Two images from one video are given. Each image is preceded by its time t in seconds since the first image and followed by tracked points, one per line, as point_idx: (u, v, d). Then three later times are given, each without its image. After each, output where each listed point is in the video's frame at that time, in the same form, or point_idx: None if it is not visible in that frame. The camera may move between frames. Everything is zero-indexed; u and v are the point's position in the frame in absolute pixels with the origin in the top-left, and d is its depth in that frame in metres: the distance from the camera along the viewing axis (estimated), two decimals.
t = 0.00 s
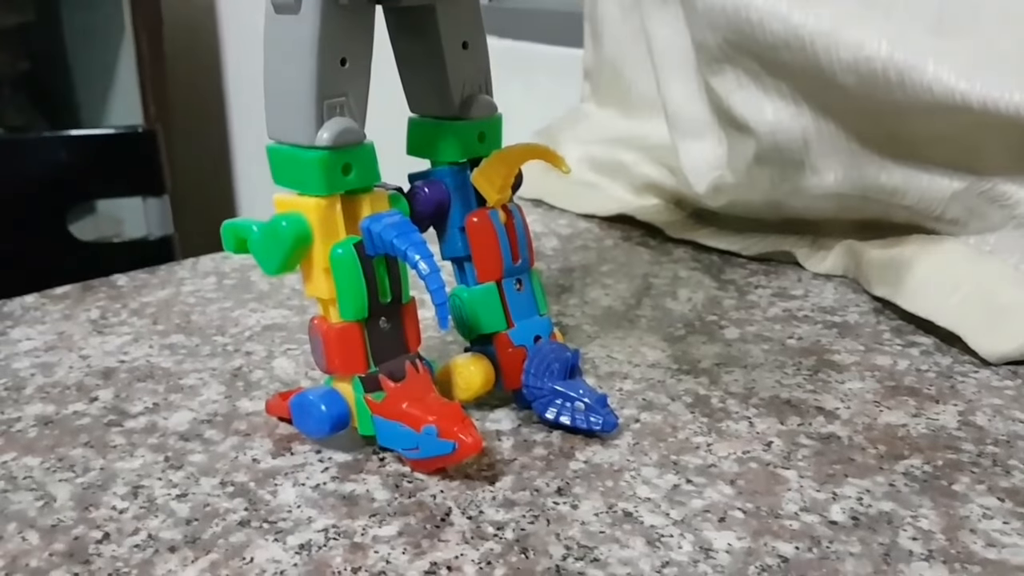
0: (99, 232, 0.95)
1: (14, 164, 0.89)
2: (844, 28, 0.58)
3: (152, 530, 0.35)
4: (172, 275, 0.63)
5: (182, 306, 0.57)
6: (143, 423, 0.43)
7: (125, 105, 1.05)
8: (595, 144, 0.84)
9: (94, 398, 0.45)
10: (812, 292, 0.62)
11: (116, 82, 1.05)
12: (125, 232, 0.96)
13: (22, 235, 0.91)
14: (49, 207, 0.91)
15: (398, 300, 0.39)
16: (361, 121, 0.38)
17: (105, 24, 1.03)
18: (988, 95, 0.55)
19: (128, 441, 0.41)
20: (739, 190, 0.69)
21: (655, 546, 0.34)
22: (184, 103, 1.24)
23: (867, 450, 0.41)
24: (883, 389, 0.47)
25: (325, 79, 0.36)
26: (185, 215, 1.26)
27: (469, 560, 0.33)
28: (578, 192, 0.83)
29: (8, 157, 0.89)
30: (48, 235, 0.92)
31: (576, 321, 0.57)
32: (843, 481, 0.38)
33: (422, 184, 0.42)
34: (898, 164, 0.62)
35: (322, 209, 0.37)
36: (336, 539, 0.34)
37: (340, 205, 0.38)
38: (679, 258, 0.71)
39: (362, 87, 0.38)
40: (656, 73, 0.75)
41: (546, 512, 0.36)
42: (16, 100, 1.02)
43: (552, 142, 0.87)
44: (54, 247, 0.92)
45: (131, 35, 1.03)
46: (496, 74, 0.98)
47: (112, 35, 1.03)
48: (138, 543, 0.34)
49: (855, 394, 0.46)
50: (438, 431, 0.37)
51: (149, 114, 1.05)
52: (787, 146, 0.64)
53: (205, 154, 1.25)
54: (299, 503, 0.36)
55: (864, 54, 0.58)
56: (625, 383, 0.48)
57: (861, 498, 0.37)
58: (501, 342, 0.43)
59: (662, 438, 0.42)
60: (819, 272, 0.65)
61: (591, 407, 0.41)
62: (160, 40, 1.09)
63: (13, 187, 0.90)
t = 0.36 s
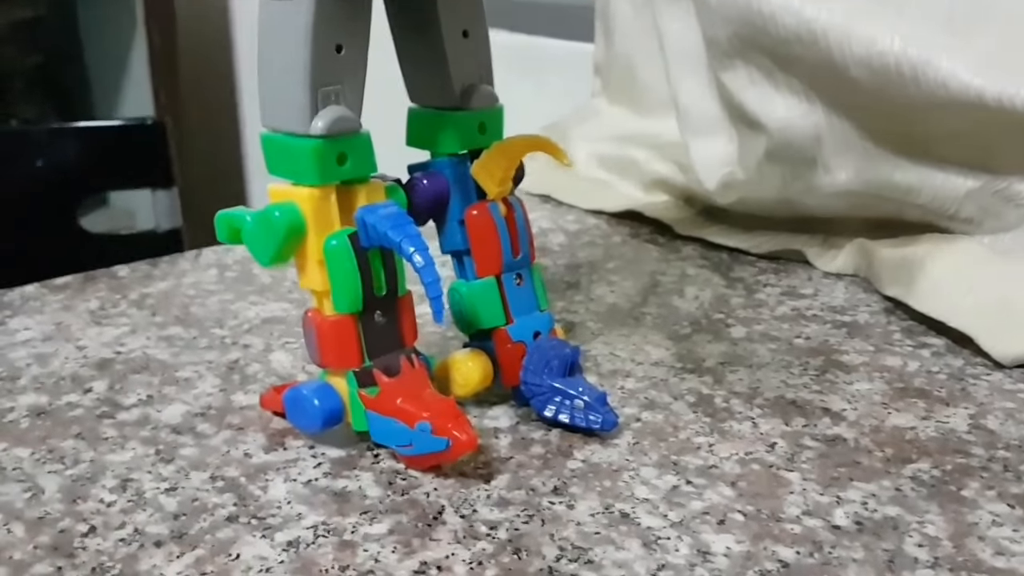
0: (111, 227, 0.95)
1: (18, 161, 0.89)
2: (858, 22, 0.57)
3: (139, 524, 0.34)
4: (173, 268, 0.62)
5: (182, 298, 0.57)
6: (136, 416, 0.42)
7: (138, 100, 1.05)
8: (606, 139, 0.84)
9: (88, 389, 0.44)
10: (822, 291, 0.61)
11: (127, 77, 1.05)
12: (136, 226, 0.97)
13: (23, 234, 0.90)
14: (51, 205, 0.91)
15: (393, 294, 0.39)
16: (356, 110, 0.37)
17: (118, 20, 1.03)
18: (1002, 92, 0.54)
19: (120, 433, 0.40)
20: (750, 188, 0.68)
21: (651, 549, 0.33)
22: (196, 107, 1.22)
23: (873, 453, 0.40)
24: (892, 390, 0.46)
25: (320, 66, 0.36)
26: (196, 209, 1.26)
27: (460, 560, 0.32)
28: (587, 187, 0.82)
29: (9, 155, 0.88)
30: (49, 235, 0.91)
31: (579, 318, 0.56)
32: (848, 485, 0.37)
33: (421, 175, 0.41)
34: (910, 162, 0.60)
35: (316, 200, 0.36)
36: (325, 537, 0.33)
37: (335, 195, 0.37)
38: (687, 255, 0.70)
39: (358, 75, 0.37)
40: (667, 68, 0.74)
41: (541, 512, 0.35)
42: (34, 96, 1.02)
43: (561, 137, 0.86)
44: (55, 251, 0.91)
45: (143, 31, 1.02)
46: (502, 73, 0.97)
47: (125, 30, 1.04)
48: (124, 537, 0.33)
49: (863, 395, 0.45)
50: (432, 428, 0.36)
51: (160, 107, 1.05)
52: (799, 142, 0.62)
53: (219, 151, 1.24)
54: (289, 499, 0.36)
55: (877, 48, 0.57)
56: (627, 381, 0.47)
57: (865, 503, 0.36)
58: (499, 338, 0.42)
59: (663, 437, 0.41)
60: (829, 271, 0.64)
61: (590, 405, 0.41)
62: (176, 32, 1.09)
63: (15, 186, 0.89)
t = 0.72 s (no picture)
0: (143, 218, 0.86)
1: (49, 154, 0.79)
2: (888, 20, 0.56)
3: (127, 531, 0.34)
4: (188, 266, 0.62)
5: (193, 297, 0.57)
6: (136, 418, 0.42)
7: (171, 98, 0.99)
8: (632, 136, 0.83)
9: (91, 389, 0.44)
10: (847, 298, 0.59)
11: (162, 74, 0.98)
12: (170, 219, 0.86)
13: (23, 234, 0.77)
14: (53, 202, 0.80)
15: (390, 300, 0.38)
16: (354, 111, 0.36)
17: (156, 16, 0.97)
18: None
19: (118, 436, 0.40)
20: (778, 189, 0.66)
21: (646, 570, 0.32)
22: (226, 107, 1.22)
23: (887, 471, 0.38)
24: (912, 405, 0.44)
25: (317, 67, 0.35)
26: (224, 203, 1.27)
27: None
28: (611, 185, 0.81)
29: (20, 150, 0.77)
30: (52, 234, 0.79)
31: (592, 323, 0.54)
32: (859, 505, 0.36)
33: (423, 177, 0.40)
34: (941, 166, 0.58)
35: (310, 203, 0.36)
36: (312, 549, 0.33)
37: (332, 198, 0.36)
38: (709, 258, 0.68)
39: (356, 76, 0.36)
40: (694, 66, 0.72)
41: (536, 527, 0.34)
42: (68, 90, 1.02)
43: (586, 134, 0.85)
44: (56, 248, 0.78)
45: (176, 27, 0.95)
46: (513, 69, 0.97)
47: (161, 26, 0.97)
48: (111, 544, 0.33)
49: (881, 410, 0.43)
50: (426, 438, 0.35)
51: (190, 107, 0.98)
52: (828, 143, 0.60)
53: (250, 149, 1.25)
54: (279, 509, 0.35)
55: (908, 48, 0.55)
56: (636, 391, 0.45)
57: (875, 525, 0.34)
58: (502, 344, 0.41)
59: (669, 451, 0.40)
60: (856, 276, 0.62)
61: (593, 416, 0.39)
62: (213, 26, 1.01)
63: (17, 180, 0.77)
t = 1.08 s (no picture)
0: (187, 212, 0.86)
1: (74, 146, 0.76)
2: (934, 11, 0.53)
3: (114, 533, 0.33)
4: (209, 260, 0.62)
5: (210, 293, 0.56)
6: (137, 415, 0.41)
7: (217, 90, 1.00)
8: (668, 132, 0.80)
9: (97, 385, 0.44)
10: (882, 304, 0.56)
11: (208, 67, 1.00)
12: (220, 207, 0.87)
13: (22, 234, 0.74)
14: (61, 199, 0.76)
15: (389, 301, 0.37)
16: (352, 108, 0.35)
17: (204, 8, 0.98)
18: None
19: (117, 434, 0.40)
20: (816, 188, 0.64)
21: None
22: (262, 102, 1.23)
23: (908, 492, 0.36)
24: (941, 420, 0.41)
25: (312, 64, 0.34)
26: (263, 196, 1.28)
27: None
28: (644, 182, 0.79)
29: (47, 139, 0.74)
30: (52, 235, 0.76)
31: (610, 326, 0.53)
32: (874, 528, 0.34)
33: (428, 176, 0.39)
34: (989, 165, 0.55)
35: (305, 202, 0.35)
36: (296, 558, 0.32)
37: (328, 196, 0.35)
38: (741, 260, 0.66)
39: (355, 72, 0.35)
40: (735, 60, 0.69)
41: (530, 542, 0.33)
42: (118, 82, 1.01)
43: (622, 130, 0.84)
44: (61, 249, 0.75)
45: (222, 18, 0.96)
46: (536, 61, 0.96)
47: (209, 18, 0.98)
48: (96, 547, 0.32)
49: (907, 425, 0.41)
50: (419, 446, 0.34)
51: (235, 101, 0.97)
52: (867, 141, 0.58)
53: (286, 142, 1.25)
54: (269, 515, 0.34)
55: (953, 41, 0.52)
56: (649, 399, 0.44)
57: (890, 550, 0.32)
58: (506, 349, 0.40)
59: (677, 464, 0.38)
60: (892, 281, 0.59)
61: (597, 426, 0.38)
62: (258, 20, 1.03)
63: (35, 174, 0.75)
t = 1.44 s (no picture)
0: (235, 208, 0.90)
1: (133, 142, 0.91)
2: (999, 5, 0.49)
3: (91, 546, 0.32)
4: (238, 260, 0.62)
5: (232, 294, 0.56)
6: (138, 421, 0.41)
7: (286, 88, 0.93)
8: (721, 132, 0.77)
9: (104, 388, 0.44)
10: (935, 321, 0.52)
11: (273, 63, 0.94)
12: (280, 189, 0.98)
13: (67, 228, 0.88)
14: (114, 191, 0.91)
15: (380, 313, 0.35)
16: (343, 111, 0.34)
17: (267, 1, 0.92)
18: None
19: (114, 440, 0.39)
20: (872, 194, 0.59)
21: None
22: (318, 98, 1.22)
23: (936, 534, 0.33)
24: (983, 454, 0.38)
25: (300, 65, 0.33)
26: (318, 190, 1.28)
27: None
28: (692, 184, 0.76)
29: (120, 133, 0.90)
30: (94, 228, 0.90)
31: (635, 338, 0.50)
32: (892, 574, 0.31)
33: (428, 181, 0.37)
34: None
35: (292, 208, 0.33)
36: None
37: (317, 203, 0.34)
38: (787, 268, 0.62)
39: (347, 73, 0.34)
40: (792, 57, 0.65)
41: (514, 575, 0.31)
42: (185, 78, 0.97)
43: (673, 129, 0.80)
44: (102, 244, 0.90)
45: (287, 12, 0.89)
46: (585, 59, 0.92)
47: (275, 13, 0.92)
48: (71, 560, 0.32)
49: (945, 457, 0.38)
50: (401, 468, 0.32)
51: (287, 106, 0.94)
52: (928, 146, 0.54)
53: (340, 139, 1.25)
54: (248, 533, 0.33)
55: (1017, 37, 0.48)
56: (665, 420, 0.41)
57: None
58: (508, 363, 0.38)
59: (685, 493, 0.36)
60: (948, 296, 0.55)
61: (599, 450, 0.35)
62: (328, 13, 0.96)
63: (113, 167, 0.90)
